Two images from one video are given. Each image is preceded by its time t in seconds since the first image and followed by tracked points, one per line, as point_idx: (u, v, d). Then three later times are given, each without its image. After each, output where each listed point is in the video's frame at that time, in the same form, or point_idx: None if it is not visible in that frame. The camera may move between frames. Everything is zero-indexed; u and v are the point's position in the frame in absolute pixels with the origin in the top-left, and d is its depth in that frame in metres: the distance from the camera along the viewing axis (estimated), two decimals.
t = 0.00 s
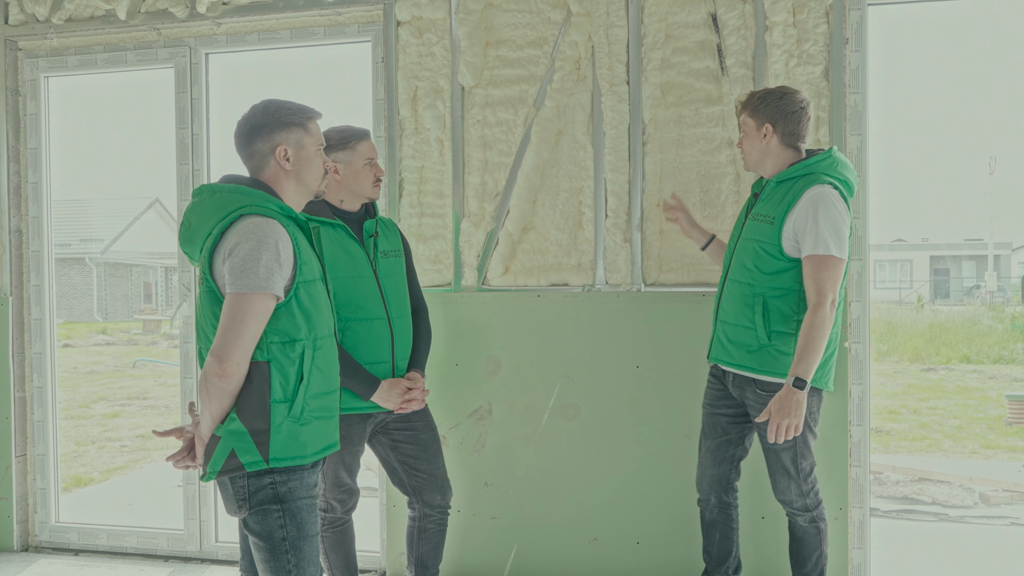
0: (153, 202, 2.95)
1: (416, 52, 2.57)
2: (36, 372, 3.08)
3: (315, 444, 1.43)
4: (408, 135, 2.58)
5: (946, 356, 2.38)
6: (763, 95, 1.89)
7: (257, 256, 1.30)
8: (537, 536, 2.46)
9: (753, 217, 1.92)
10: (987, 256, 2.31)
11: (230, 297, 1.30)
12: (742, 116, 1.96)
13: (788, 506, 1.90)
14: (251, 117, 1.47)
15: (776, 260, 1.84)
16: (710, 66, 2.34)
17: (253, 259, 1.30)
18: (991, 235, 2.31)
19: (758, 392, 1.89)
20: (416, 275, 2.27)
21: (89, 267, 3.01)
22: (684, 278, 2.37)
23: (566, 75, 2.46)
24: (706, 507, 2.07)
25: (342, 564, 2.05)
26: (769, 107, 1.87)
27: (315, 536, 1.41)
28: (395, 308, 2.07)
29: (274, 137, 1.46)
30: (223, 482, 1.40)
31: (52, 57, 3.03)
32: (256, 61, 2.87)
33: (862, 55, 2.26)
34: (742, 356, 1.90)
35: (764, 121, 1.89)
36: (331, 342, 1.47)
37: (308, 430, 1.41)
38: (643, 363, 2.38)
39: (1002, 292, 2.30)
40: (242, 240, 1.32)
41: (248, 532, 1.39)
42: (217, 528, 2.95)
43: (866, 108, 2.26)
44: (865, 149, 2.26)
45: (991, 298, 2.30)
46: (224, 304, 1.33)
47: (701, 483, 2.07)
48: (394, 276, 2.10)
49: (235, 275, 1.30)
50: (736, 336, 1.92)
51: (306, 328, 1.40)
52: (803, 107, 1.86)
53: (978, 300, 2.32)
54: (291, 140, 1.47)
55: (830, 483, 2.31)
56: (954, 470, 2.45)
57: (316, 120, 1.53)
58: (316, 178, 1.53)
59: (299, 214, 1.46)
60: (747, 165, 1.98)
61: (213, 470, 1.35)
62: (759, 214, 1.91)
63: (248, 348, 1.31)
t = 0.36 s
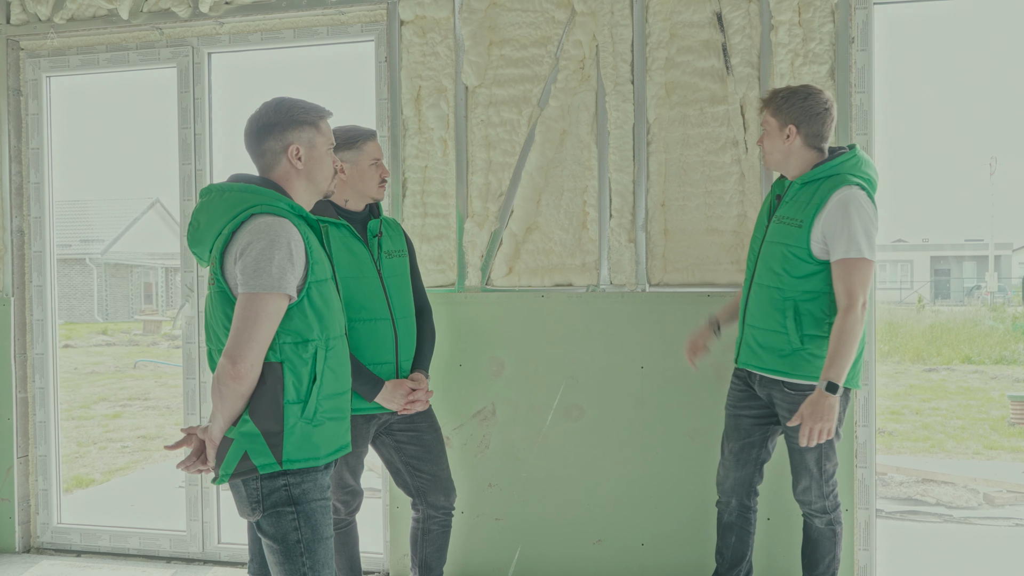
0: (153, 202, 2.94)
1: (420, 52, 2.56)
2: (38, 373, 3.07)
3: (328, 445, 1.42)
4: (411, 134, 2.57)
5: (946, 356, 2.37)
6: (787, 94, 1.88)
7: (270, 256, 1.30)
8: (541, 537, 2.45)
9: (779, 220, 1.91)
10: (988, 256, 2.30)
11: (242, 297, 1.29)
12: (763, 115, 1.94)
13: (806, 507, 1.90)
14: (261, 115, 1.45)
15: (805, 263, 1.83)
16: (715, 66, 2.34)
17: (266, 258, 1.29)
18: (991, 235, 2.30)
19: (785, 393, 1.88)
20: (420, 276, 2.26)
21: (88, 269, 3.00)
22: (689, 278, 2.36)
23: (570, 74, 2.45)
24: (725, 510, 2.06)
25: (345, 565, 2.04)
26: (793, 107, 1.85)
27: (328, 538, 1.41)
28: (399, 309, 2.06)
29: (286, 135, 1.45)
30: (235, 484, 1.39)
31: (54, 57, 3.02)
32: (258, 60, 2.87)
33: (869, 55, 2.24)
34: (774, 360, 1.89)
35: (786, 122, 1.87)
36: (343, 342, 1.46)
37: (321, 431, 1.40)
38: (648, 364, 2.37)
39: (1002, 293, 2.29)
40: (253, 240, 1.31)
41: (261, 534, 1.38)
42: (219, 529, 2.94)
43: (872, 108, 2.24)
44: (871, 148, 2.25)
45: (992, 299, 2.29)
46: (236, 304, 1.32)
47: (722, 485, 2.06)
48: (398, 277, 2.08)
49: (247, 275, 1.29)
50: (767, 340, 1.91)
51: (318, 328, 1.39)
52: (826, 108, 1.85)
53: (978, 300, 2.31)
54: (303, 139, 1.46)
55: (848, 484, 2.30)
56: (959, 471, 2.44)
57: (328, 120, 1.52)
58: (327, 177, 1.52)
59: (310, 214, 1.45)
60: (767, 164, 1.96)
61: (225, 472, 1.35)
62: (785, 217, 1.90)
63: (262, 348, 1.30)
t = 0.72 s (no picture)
0: (144, 201, 2.92)
1: (415, 50, 2.54)
2: (29, 373, 3.04)
3: (331, 445, 1.41)
4: (406, 133, 2.55)
5: (936, 356, 2.37)
6: (798, 94, 1.86)
7: (272, 255, 1.28)
8: (536, 538, 2.44)
9: (784, 221, 1.91)
10: (977, 256, 2.29)
11: (245, 297, 1.27)
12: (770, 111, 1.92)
13: (805, 509, 1.89)
14: (260, 113, 1.43)
15: (814, 264, 1.82)
16: (712, 65, 2.33)
17: (269, 257, 1.28)
18: (980, 235, 2.29)
19: (788, 391, 1.88)
20: (416, 275, 2.25)
21: (84, 274, 2.97)
22: (685, 277, 2.35)
23: (566, 73, 2.43)
24: (718, 507, 2.05)
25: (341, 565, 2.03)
26: (804, 108, 1.84)
27: (331, 541, 1.39)
28: (395, 309, 2.05)
29: (286, 133, 1.43)
30: (238, 486, 1.36)
31: (45, 54, 2.99)
32: (252, 58, 2.85)
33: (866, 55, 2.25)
34: (783, 362, 1.87)
35: (795, 122, 1.86)
36: (345, 341, 1.45)
37: (326, 431, 1.39)
38: (644, 364, 2.36)
39: (991, 292, 2.28)
40: (255, 239, 1.29)
41: (264, 535, 1.36)
42: (212, 531, 2.92)
43: (869, 107, 2.24)
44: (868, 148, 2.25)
45: (981, 298, 2.28)
46: (239, 304, 1.30)
47: (716, 482, 2.05)
48: (394, 277, 2.07)
49: (250, 275, 1.27)
50: (776, 342, 1.90)
51: (321, 327, 1.37)
52: (834, 112, 1.85)
53: (967, 300, 2.29)
54: (303, 137, 1.45)
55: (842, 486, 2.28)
56: (953, 471, 2.44)
57: (326, 118, 1.51)
58: (326, 176, 1.51)
59: (310, 212, 1.43)
60: (767, 160, 1.95)
61: (229, 473, 1.32)
62: (791, 218, 1.89)
63: (266, 348, 1.29)
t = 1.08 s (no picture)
0: (126, 201, 2.90)
1: (406, 50, 2.53)
2: (13, 374, 3.00)
3: (322, 446, 1.39)
4: (397, 133, 2.54)
5: (920, 357, 2.38)
6: (800, 96, 1.85)
7: (263, 257, 1.26)
8: (528, 540, 2.43)
9: (771, 221, 1.90)
10: (958, 257, 2.31)
11: (235, 300, 1.25)
12: (767, 110, 1.90)
13: (786, 513, 1.89)
14: (252, 113, 1.41)
15: (797, 266, 1.83)
16: (703, 66, 2.33)
17: (259, 259, 1.26)
18: (962, 236, 2.31)
19: (769, 393, 1.88)
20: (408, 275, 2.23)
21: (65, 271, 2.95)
22: (677, 278, 2.35)
23: (558, 73, 2.43)
24: (700, 504, 2.05)
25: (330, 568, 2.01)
26: (805, 112, 1.83)
27: (317, 544, 1.38)
28: (388, 309, 2.03)
29: (278, 134, 1.41)
30: (226, 487, 1.34)
31: (31, 52, 2.95)
32: (240, 57, 2.82)
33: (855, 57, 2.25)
34: (761, 362, 1.88)
35: (795, 125, 1.85)
36: (334, 342, 1.44)
37: (316, 433, 1.38)
38: (636, 365, 2.36)
39: (973, 293, 2.30)
40: (246, 241, 1.28)
41: (249, 536, 1.35)
42: (201, 533, 2.89)
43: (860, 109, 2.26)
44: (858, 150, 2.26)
45: (963, 299, 2.31)
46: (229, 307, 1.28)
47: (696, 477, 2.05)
48: (387, 277, 2.05)
49: (240, 277, 1.26)
50: (756, 343, 1.90)
51: (312, 329, 1.36)
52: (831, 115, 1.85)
53: (949, 301, 2.31)
54: (295, 138, 1.43)
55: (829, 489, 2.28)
56: (938, 471, 2.44)
57: (318, 119, 1.49)
58: (317, 178, 1.49)
59: (301, 214, 1.42)
60: (760, 160, 1.94)
61: (219, 475, 1.29)
62: (776, 219, 1.89)
63: (257, 350, 1.27)
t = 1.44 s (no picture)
0: (109, 193, 2.86)
1: (400, 46, 2.52)
2: None
3: (303, 444, 1.37)
4: (389, 130, 2.52)
5: (901, 360, 2.39)
6: (778, 99, 1.85)
7: (249, 253, 1.25)
8: (515, 539, 2.42)
9: (746, 224, 1.90)
10: (939, 262, 2.34)
11: (219, 295, 1.24)
12: (745, 109, 1.89)
13: (772, 515, 1.89)
14: (245, 110, 1.40)
15: (775, 268, 1.83)
16: (697, 68, 2.33)
17: (245, 256, 1.25)
18: (943, 241, 2.33)
19: (752, 397, 1.89)
20: (399, 274, 2.21)
21: (47, 265, 2.91)
22: (667, 279, 2.35)
23: (552, 72, 2.42)
24: (660, 495, 2.07)
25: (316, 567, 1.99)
26: (783, 115, 1.84)
27: (299, 540, 1.36)
28: (378, 307, 2.02)
29: (272, 131, 1.40)
30: (207, 482, 1.34)
31: (18, 41, 2.91)
32: (231, 50, 2.79)
33: (849, 60, 2.28)
34: (743, 367, 1.88)
35: (773, 125, 1.85)
36: (320, 340, 1.42)
37: (297, 431, 1.36)
38: (626, 365, 2.36)
39: (953, 298, 2.32)
40: (233, 237, 1.26)
41: (230, 533, 1.33)
42: (185, 530, 2.86)
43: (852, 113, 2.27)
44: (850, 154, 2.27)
45: (943, 304, 2.32)
46: (213, 302, 1.27)
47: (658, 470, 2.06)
48: (378, 275, 2.04)
49: (226, 273, 1.25)
50: (736, 347, 1.90)
51: (297, 326, 1.34)
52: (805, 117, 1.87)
53: (931, 305, 2.33)
54: (289, 136, 1.41)
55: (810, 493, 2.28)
56: (921, 474, 2.44)
57: (311, 116, 1.48)
58: (309, 177, 1.47)
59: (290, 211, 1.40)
60: (735, 159, 1.93)
61: (198, 469, 1.29)
62: (752, 222, 1.88)
63: (240, 346, 1.26)
